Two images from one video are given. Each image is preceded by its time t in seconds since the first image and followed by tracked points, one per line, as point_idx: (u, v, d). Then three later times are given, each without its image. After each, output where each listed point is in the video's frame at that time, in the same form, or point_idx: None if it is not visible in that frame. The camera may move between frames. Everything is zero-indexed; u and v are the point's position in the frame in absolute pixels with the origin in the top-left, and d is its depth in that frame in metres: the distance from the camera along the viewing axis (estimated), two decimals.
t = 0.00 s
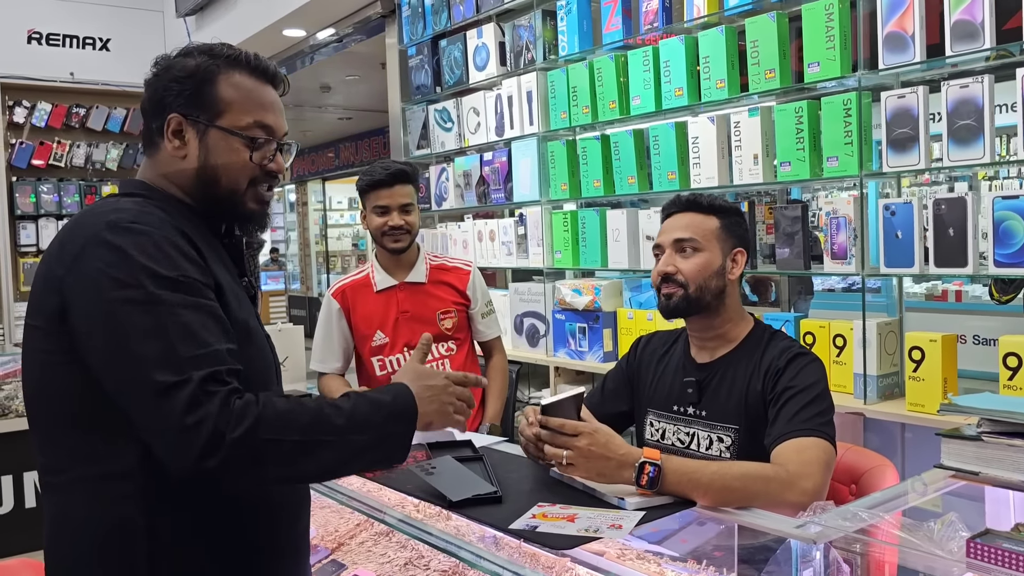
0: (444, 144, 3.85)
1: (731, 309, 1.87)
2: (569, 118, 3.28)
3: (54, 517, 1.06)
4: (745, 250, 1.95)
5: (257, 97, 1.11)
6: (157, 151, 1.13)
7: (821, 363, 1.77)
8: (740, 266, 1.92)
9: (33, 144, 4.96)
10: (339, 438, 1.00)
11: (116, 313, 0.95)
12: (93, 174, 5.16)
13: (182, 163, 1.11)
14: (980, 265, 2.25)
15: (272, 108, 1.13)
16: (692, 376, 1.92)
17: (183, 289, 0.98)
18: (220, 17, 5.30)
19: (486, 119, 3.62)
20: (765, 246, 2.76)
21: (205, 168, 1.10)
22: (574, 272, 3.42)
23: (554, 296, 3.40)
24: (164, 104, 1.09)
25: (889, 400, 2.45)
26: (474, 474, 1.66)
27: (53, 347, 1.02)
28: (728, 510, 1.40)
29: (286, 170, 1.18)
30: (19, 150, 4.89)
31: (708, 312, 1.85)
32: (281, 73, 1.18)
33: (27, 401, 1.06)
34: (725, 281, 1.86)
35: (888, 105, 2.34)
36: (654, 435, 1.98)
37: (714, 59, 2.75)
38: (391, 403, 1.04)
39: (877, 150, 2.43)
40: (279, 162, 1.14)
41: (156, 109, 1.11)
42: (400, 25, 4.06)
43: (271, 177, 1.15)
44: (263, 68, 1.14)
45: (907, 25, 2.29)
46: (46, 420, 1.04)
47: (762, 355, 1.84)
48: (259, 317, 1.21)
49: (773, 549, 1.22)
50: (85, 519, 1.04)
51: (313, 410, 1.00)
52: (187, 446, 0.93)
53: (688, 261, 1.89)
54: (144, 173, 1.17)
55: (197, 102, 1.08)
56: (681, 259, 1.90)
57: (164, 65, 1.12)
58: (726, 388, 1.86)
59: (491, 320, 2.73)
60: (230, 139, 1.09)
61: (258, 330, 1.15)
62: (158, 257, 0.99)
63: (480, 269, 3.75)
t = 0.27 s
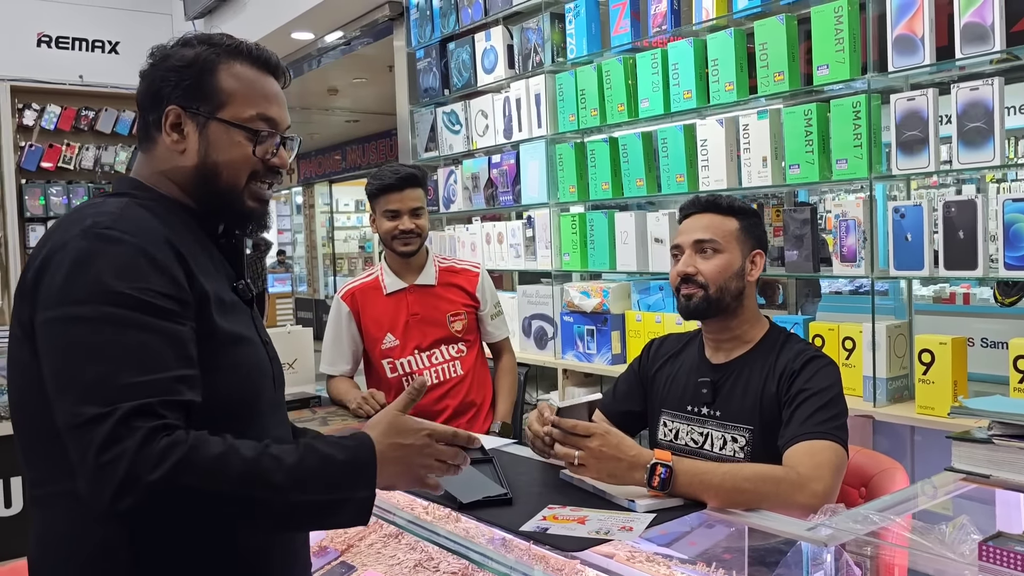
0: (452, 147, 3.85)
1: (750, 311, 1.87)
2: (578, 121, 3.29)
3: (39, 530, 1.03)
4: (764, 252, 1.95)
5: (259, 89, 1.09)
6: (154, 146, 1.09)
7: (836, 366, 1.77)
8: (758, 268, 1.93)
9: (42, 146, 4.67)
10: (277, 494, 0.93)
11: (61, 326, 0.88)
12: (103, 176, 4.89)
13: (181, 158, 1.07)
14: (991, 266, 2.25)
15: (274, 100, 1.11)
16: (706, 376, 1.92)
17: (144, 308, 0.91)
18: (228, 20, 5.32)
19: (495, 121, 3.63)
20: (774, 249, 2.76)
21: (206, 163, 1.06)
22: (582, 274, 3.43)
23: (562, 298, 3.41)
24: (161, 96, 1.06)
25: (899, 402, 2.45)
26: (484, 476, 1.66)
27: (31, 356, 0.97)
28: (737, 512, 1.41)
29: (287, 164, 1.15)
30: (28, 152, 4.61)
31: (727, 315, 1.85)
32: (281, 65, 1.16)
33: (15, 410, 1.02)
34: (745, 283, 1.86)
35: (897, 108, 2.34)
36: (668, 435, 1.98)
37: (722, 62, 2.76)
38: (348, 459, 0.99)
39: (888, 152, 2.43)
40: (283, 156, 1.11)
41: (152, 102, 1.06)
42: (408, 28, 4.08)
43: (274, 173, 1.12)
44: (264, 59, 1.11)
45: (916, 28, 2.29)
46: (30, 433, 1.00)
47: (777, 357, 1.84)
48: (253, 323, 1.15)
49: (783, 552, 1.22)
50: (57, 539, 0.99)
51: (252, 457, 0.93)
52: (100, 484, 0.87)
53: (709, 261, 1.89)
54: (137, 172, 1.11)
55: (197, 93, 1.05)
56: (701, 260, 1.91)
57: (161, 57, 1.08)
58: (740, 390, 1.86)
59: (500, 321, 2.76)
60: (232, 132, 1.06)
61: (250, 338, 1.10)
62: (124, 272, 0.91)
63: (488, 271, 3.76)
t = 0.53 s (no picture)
0: (469, 151, 3.87)
1: (772, 315, 1.88)
2: (594, 125, 3.30)
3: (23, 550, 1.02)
4: (787, 258, 1.96)
5: (241, 74, 1.08)
6: (136, 149, 1.07)
7: (858, 371, 1.76)
8: (782, 274, 1.93)
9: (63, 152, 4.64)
10: (242, 542, 0.91)
11: (21, 371, 0.85)
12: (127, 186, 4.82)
13: (166, 155, 1.06)
14: (1011, 272, 2.24)
15: (257, 85, 1.10)
16: (727, 380, 1.93)
17: (107, 352, 0.88)
18: (245, 26, 5.37)
19: (512, 126, 3.64)
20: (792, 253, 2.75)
21: (191, 158, 1.05)
22: (597, 278, 3.44)
23: (579, 302, 3.42)
24: (138, 92, 1.04)
25: (918, 407, 2.44)
26: (504, 480, 1.67)
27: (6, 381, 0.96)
28: (758, 517, 1.42)
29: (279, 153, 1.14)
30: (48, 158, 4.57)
31: (749, 318, 1.85)
32: (262, 49, 1.15)
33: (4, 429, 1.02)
34: (768, 288, 1.87)
35: (917, 112, 2.34)
36: (687, 439, 1.98)
37: (740, 66, 2.77)
38: (319, 497, 0.96)
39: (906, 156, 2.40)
40: (275, 144, 1.10)
41: (130, 100, 1.06)
42: (425, 33, 4.10)
43: (267, 162, 1.11)
44: (241, 43, 1.10)
45: (935, 31, 2.28)
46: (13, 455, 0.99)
47: (798, 361, 1.84)
48: (245, 340, 1.13)
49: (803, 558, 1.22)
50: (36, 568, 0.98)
51: (211, 507, 0.90)
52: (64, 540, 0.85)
53: (733, 263, 1.90)
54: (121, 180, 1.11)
55: (175, 85, 1.04)
56: (726, 262, 1.92)
57: (133, 52, 1.06)
58: (761, 394, 1.86)
59: (522, 327, 2.76)
60: (217, 121, 1.05)
61: (238, 361, 1.08)
62: (89, 311, 0.88)
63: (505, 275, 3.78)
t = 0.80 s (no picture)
0: (493, 156, 3.90)
1: (795, 320, 1.88)
2: (618, 130, 3.32)
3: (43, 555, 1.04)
4: (810, 262, 1.95)
5: (267, 91, 1.11)
6: (155, 156, 1.09)
7: (885, 377, 1.76)
8: (804, 278, 1.93)
9: (93, 156, 4.75)
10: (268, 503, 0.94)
11: (39, 380, 0.88)
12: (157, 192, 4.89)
13: (190, 168, 1.08)
14: None
15: (281, 103, 1.13)
16: (752, 385, 1.93)
17: (126, 352, 0.90)
18: (272, 33, 5.45)
19: (536, 131, 3.67)
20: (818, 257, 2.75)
21: (218, 173, 1.08)
22: (621, 282, 3.45)
23: (603, 306, 3.44)
24: (163, 102, 1.06)
25: (945, 412, 2.43)
26: (530, 483, 1.69)
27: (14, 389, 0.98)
28: (785, 521, 1.43)
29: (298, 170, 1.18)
30: (78, 163, 4.70)
31: (772, 322, 1.86)
32: (283, 65, 1.18)
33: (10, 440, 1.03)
34: (791, 292, 1.87)
35: (943, 116, 2.33)
36: (712, 443, 1.99)
37: (764, 71, 2.77)
38: (327, 443, 0.98)
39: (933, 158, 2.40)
40: (294, 162, 1.14)
41: (152, 109, 1.06)
42: (450, 39, 4.14)
43: (285, 181, 1.15)
44: (270, 62, 1.13)
45: (961, 35, 2.27)
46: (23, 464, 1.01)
47: (825, 366, 1.84)
48: (256, 340, 1.15)
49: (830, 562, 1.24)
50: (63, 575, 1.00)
51: (233, 478, 0.92)
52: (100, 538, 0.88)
53: (754, 270, 1.90)
54: (131, 181, 1.14)
55: (207, 100, 1.06)
56: (747, 269, 1.92)
57: (158, 61, 1.07)
58: (786, 400, 1.87)
59: (557, 334, 2.75)
60: (245, 139, 1.08)
61: (249, 362, 1.10)
62: (102, 315, 0.90)
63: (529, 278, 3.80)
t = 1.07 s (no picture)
0: (512, 158, 3.93)
1: (810, 323, 1.89)
2: (637, 132, 3.33)
3: (63, 551, 1.06)
4: (813, 261, 1.93)
5: (302, 106, 1.15)
6: (190, 156, 1.12)
7: (903, 381, 1.76)
8: (809, 278, 1.91)
9: (117, 158, 4.89)
10: (334, 470, 1.00)
11: (101, 370, 0.90)
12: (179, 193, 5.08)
13: (223, 172, 1.11)
14: None
15: (315, 118, 1.17)
16: (770, 388, 1.95)
17: (180, 340, 0.93)
18: (294, 35, 5.51)
19: (555, 133, 3.69)
20: (836, 260, 2.75)
21: (250, 179, 1.12)
22: (640, 283, 3.47)
23: (621, 307, 3.46)
24: (206, 107, 1.08)
25: (964, 414, 2.42)
26: (548, 481, 1.71)
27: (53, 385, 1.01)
28: (803, 521, 1.44)
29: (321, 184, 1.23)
30: (104, 164, 4.81)
31: (789, 331, 1.87)
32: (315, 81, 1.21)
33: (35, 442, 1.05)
34: (799, 298, 1.86)
35: (963, 118, 2.34)
36: (730, 445, 2.01)
37: (783, 73, 2.77)
38: (378, 410, 1.05)
39: (953, 160, 2.41)
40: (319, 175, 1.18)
41: (193, 112, 1.09)
42: (469, 41, 4.18)
43: (308, 192, 1.20)
44: (304, 78, 1.17)
45: (982, 37, 2.28)
46: (54, 461, 1.03)
47: (843, 368, 1.85)
48: (279, 339, 1.18)
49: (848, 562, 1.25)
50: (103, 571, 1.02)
51: (300, 447, 0.97)
52: (177, 519, 0.90)
53: (757, 288, 1.88)
54: (162, 182, 1.17)
55: (246, 109, 1.09)
56: (750, 288, 1.89)
57: (201, 68, 1.10)
58: (804, 402, 1.88)
59: (586, 338, 2.79)
60: (280, 150, 1.12)
61: (275, 359, 1.13)
62: (156, 306, 0.93)
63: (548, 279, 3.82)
